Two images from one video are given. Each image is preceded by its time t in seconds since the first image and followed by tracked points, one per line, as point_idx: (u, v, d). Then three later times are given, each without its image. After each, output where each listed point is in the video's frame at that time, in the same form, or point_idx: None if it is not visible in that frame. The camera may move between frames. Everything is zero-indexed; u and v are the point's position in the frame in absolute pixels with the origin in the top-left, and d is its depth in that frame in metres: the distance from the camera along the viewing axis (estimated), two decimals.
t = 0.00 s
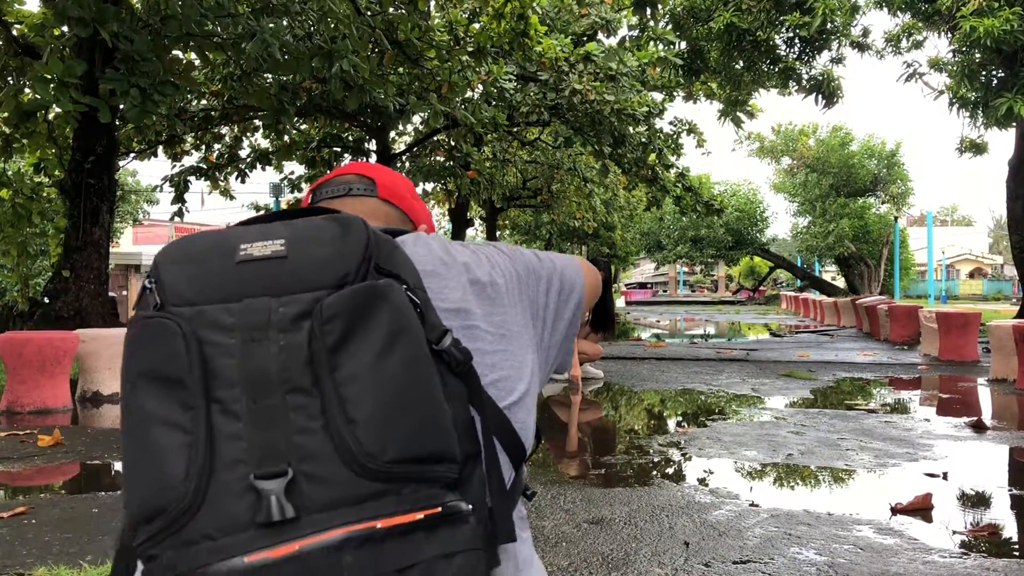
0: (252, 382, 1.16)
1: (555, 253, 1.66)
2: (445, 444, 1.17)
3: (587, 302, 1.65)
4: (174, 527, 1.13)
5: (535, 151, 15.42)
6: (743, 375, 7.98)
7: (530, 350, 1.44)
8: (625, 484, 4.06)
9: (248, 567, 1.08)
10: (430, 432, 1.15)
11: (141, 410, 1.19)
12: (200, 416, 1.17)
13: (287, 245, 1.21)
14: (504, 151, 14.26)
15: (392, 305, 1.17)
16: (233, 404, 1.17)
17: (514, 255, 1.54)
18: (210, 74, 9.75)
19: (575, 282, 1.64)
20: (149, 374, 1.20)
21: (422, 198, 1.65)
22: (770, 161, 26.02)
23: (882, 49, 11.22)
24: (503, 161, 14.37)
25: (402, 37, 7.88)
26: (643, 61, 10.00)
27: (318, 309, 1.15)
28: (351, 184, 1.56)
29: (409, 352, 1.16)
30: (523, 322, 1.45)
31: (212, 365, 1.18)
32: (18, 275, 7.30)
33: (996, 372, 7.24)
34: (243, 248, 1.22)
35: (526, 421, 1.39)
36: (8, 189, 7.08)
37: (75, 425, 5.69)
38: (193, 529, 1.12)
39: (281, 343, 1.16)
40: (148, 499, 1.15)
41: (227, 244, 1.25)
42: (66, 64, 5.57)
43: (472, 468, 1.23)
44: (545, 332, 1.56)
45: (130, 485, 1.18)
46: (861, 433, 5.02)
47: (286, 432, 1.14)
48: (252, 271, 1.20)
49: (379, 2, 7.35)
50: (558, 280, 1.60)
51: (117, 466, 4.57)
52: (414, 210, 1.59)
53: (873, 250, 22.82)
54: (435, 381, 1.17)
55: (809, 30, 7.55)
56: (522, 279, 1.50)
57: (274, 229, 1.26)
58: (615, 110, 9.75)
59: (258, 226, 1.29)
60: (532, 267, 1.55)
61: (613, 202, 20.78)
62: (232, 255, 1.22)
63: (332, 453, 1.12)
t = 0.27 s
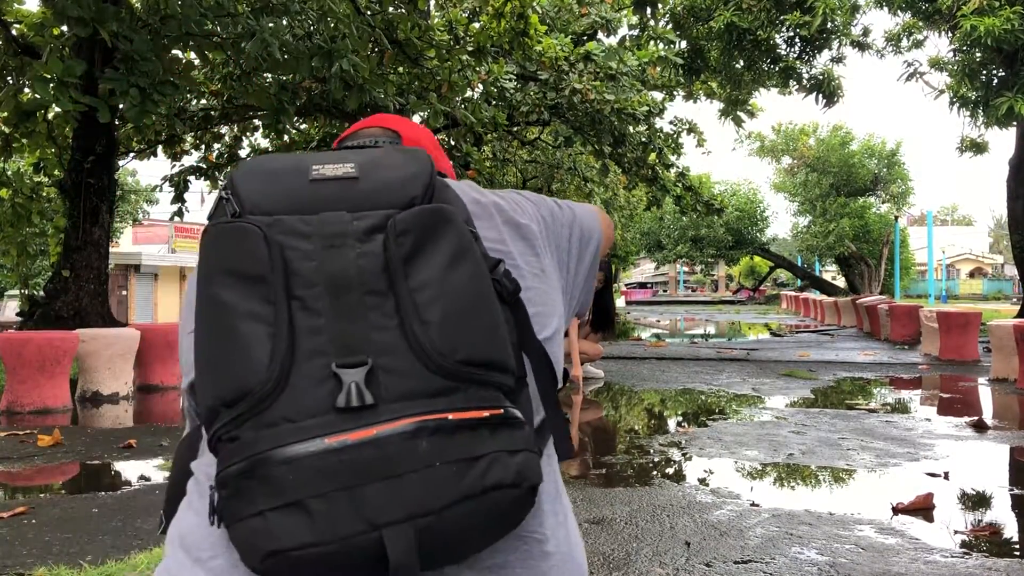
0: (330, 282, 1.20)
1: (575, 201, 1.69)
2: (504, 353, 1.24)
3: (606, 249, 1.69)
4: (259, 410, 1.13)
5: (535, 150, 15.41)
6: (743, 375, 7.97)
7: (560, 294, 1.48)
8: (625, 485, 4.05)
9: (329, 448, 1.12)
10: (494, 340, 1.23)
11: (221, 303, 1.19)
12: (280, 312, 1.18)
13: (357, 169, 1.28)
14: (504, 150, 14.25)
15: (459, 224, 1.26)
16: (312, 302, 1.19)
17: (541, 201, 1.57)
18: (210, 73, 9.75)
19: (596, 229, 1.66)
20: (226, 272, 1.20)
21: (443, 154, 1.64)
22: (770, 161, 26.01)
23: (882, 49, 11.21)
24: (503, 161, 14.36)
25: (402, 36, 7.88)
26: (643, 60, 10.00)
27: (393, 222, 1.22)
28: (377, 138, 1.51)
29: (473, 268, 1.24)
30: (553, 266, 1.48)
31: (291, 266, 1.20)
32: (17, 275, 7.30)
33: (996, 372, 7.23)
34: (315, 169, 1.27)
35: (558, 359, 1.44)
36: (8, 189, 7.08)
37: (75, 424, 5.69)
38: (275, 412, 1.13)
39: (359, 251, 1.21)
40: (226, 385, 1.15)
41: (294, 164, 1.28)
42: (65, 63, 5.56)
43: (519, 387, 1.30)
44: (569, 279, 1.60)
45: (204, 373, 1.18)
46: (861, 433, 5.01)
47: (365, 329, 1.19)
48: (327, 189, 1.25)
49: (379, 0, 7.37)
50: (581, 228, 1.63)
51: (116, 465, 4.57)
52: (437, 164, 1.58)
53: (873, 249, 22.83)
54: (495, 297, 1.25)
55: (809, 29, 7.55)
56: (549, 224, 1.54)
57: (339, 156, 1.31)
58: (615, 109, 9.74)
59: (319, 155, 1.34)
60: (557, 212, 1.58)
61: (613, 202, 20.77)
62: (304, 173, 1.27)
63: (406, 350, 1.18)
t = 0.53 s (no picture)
0: (319, 348, 1.16)
1: (570, 206, 1.64)
2: (498, 416, 1.20)
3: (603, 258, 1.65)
4: (248, 488, 1.12)
5: (535, 150, 15.39)
6: (743, 376, 7.95)
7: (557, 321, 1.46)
8: (622, 488, 4.02)
9: (317, 530, 1.08)
10: (486, 405, 1.18)
11: (210, 374, 1.18)
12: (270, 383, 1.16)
13: (348, 216, 1.21)
14: (503, 149, 14.26)
15: (452, 279, 1.20)
16: (302, 372, 1.16)
17: (536, 219, 1.53)
18: (208, 73, 9.74)
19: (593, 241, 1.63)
20: (217, 338, 1.18)
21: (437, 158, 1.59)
22: (770, 160, 25.99)
23: (881, 48, 11.20)
24: (503, 161, 14.39)
25: (401, 36, 7.83)
26: (642, 60, 9.99)
27: (383, 282, 1.17)
28: (368, 150, 1.47)
29: (466, 326, 1.19)
30: (550, 292, 1.46)
31: (280, 331, 1.17)
32: (14, 275, 7.31)
33: (995, 372, 7.22)
34: (305, 218, 1.22)
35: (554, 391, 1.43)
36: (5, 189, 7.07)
37: (71, 428, 5.67)
38: (263, 492, 1.11)
39: (349, 314, 1.17)
40: (217, 462, 1.14)
41: (284, 212, 1.24)
42: (62, 64, 5.55)
43: (515, 441, 1.26)
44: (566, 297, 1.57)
45: (197, 445, 1.17)
46: (860, 435, 4.99)
47: (353, 399, 1.15)
48: (316, 244, 1.20)
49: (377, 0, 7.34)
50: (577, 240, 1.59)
51: (112, 469, 4.54)
52: (431, 173, 1.53)
53: (873, 249, 22.83)
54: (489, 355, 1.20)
55: (809, 29, 7.54)
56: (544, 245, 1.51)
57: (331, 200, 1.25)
58: (614, 109, 9.73)
59: (312, 197, 1.29)
60: (552, 229, 1.55)
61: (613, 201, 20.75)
62: (294, 224, 1.22)
63: (395, 421, 1.14)
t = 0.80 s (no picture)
0: (253, 416, 1.15)
1: (534, 232, 1.62)
2: (442, 480, 1.17)
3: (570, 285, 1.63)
4: (176, 564, 1.12)
5: (531, 150, 15.38)
6: (736, 379, 7.94)
7: (516, 359, 1.44)
8: (608, 497, 4.00)
9: None
10: (429, 470, 1.16)
11: (138, 444, 1.17)
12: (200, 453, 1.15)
13: (289, 270, 1.18)
14: (499, 149, 14.24)
15: (395, 336, 1.17)
16: (234, 442, 1.15)
17: (497, 251, 1.51)
18: (203, 74, 9.71)
19: (557, 269, 1.61)
20: (146, 405, 1.18)
21: (400, 180, 1.59)
22: (767, 159, 25.98)
23: (877, 48, 11.18)
24: (499, 161, 14.37)
25: (395, 37, 7.81)
26: (637, 60, 9.97)
27: (321, 344, 1.15)
28: (328, 177, 1.47)
29: (410, 386, 1.17)
30: (509, 329, 1.44)
31: (212, 399, 1.16)
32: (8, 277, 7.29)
33: (989, 375, 7.22)
34: (244, 271, 1.19)
35: (511, 432, 1.42)
36: None
37: (59, 434, 5.64)
38: (193, 568, 1.12)
39: (284, 379, 1.15)
40: (146, 536, 1.14)
41: (224, 264, 1.21)
42: (55, 66, 5.53)
43: (465, 498, 1.24)
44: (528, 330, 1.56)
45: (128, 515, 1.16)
46: (851, 441, 4.98)
47: (287, 471, 1.13)
48: (255, 300, 1.18)
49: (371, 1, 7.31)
50: (540, 268, 1.57)
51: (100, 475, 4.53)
52: (393, 197, 1.53)
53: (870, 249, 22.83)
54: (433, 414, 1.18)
55: (804, 30, 7.52)
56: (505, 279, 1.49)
57: (274, 249, 1.22)
58: (610, 109, 9.70)
59: (256, 243, 1.26)
60: (513, 261, 1.53)
61: (611, 200, 20.74)
62: (233, 278, 1.19)
63: (330, 493, 1.12)
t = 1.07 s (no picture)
0: (173, 476, 1.13)
1: (493, 248, 1.64)
2: (377, 532, 1.16)
3: (522, 306, 1.66)
4: None
5: (527, 150, 15.34)
6: (728, 382, 7.91)
7: (464, 389, 1.45)
8: (591, 507, 3.93)
9: None
10: (361, 525, 1.15)
11: (50, 504, 1.17)
12: (115, 515, 1.14)
13: (215, 314, 1.16)
14: (495, 150, 14.19)
15: (326, 385, 1.15)
16: (151, 504, 1.14)
17: (448, 275, 1.52)
18: (197, 75, 9.66)
19: (513, 289, 1.63)
20: (61, 465, 1.17)
21: (349, 195, 1.55)
22: (763, 158, 25.96)
23: (873, 48, 11.15)
24: (495, 161, 14.32)
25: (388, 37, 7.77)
26: (632, 59, 9.94)
27: (246, 396, 1.12)
28: (270, 195, 1.44)
29: (343, 436, 1.15)
30: (457, 358, 1.45)
31: (128, 455, 1.15)
32: None
33: (981, 378, 7.20)
34: (167, 314, 1.17)
35: (458, 468, 1.41)
36: None
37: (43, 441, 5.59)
38: None
39: (205, 435, 1.13)
40: None
41: (148, 307, 1.18)
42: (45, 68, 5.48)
43: (402, 545, 1.24)
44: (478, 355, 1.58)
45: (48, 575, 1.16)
46: (840, 447, 4.96)
47: (209, 529, 1.12)
48: (179, 347, 1.15)
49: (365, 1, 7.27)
50: (494, 289, 1.59)
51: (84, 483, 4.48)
52: (339, 214, 1.51)
53: (867, 248, 22.81)
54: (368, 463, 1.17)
55: (797, 30, 7.50)
56: (454, 304, 1.49)
57: (202, 290, 1.20)
58: (604, 110, 9.58)
59: (186, 278, 1.23)
60: (465, 283, 1.54)
61: (607, 199, 20.71)
62: (155, 322, 1.17)
63: (253, 555, 1.11)
